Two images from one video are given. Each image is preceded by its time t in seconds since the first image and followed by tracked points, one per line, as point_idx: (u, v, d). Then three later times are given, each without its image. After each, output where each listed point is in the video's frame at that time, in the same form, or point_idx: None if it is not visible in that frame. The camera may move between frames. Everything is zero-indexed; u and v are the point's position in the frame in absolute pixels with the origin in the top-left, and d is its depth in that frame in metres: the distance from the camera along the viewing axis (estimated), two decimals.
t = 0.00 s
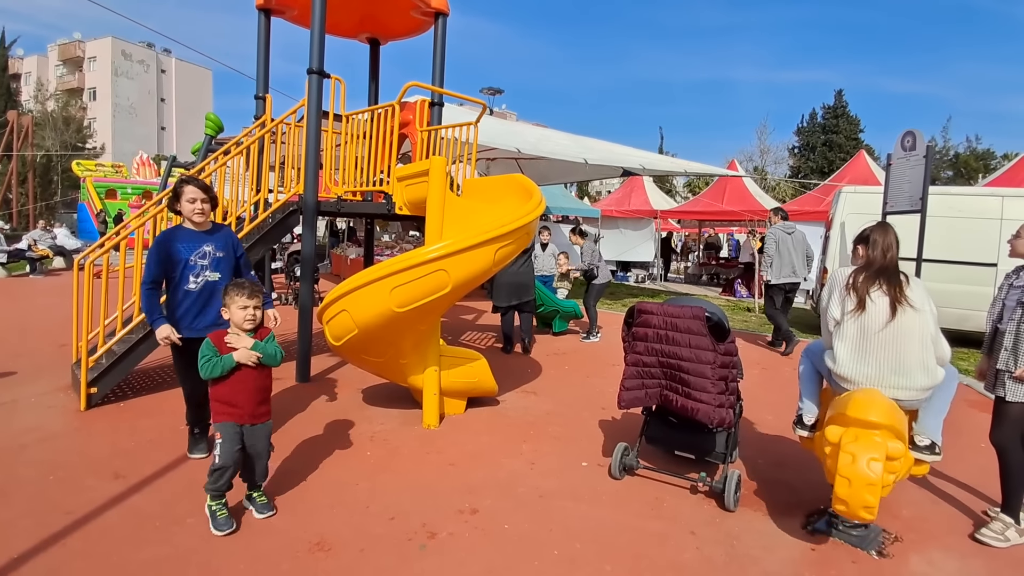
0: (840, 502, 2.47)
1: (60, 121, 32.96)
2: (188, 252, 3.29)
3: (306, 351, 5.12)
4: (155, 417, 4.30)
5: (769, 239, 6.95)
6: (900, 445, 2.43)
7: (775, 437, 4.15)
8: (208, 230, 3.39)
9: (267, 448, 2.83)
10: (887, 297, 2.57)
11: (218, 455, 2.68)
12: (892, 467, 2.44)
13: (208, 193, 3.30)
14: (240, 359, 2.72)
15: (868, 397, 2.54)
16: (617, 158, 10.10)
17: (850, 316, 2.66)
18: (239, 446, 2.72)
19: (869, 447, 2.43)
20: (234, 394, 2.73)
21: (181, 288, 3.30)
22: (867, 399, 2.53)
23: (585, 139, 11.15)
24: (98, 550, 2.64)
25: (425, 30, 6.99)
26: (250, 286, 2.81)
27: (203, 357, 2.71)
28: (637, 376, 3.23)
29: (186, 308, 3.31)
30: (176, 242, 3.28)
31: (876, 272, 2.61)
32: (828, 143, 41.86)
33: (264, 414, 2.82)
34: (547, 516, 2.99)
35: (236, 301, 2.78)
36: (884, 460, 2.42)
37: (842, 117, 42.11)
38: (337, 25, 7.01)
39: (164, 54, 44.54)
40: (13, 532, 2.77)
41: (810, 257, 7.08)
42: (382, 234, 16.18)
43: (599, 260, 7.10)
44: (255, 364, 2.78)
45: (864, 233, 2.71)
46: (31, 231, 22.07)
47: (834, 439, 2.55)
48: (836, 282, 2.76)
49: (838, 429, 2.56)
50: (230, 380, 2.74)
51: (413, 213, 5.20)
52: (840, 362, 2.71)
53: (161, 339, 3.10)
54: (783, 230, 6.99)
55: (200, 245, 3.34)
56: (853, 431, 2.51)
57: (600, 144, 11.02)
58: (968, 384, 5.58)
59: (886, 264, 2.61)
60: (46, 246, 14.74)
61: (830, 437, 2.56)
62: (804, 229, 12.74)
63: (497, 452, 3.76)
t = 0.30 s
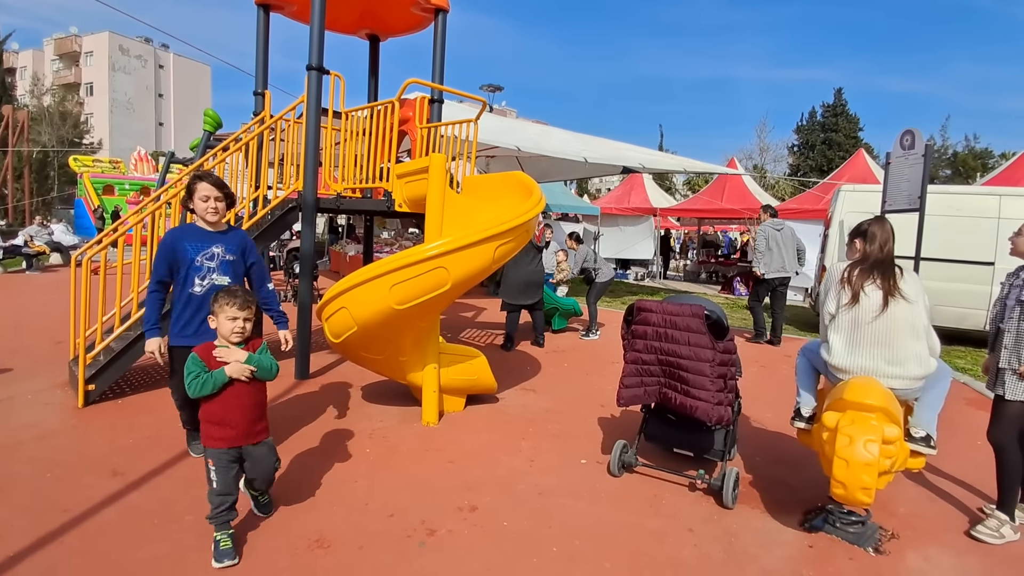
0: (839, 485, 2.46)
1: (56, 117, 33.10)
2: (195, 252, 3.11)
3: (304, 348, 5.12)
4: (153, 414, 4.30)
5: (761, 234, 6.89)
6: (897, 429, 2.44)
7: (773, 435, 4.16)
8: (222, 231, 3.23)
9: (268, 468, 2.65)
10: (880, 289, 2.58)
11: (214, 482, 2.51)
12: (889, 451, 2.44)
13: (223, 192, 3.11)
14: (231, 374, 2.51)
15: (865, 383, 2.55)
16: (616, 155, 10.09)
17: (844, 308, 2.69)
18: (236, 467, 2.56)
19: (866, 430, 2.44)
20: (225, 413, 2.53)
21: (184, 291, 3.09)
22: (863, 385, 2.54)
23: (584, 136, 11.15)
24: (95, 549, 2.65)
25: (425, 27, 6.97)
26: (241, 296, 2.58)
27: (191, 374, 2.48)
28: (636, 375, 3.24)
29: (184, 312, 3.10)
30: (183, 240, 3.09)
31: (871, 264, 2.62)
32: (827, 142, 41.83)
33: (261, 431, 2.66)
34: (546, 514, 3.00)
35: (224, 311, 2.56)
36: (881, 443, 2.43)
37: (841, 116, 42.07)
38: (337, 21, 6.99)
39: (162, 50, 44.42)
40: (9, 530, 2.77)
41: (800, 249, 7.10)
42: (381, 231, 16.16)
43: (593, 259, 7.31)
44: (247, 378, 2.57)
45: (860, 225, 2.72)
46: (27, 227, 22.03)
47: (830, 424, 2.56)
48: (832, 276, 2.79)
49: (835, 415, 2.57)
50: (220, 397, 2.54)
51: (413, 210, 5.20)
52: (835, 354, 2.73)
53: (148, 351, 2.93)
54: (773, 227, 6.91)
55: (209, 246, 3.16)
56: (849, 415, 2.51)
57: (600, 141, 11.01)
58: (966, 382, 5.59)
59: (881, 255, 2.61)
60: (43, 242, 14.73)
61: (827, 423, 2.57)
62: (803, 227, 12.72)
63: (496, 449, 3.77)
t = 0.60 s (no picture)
0: (836, 512, 2.49)
1: (54, 111, 33.11)
2: (197, 248, 2.90)
3: (308, 344, 5.15)
4: (154, 410, 4.33)
5: (747, 235, 6.90)
6: (894, 452, 2.45)
7: (775, 431, 4.18)
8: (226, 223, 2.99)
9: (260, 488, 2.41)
10: (875, 303, 2.56)
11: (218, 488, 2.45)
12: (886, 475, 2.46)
13: (225, 184, 2.86)
14: (226, 385, 2.36)
15: (861, 404, 2.54)
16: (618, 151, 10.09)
17: (839, 322, 2.67)
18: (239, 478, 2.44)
19: (863, 457, 2.44)
20: (223, 423, 2.40)
21: (189, 289, 2.90)
22: (860, 407, 2.53)
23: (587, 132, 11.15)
24: (97, 544, 2.67)
25: (428, 22, 6.98)
26: (243, 299, 2.38)
27: (191, 380, 2.39)
28: (639, 369, 3.25)
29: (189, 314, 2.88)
30: (185, 236, 2.89)
31: (866, 276, 2.58)
32: (829, 138, 41.68)
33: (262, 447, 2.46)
34: (547, 508, 3.02)
35: (225, 315, 2.37)
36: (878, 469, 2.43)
37: (843, 113, 41.92)
38: (339, 16, 7.00)
39: (164, 45, 44.40)
40: (11, 525, 2.80)
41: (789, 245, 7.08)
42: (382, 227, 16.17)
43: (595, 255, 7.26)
44: (245, 390, 2.40)
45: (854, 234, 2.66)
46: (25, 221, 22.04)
47: (828, 448, 2.58)
48: (826, 286, 2.76)
49: (832, 438, 2.58)
50: (218, 406, 2.42)
51: (416, 205, 5.21)
52: (832, 368, 2.72)
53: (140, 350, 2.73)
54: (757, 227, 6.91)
55: (212, 240, 2.94)
56: (846, 440, 2.53)
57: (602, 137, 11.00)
58: (967, 378, 5.60)
59: (875, 265, 2.57)
60: (41, 237, 14.74)
61: (824, 446, 2.59)
62: (805, 224, 12.70)
63: (499, 444, 3.79)
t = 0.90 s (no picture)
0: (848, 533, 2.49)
1: (69, 105, 33.56)
2: (199, 246, 2.42)
3: (323, 336, 5.20)
4: (170, 401, 4.39)
5: (743, 229, 6.86)
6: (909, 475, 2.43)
7: (789, 426, 4.16)
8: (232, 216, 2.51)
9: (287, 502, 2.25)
10: (887, 321, 2.51)
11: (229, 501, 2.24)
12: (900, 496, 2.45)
13: (229, 170, 2.40)
14: (256, 389, 2.16)
15: (874, 427, 2.50)
16: (631, 146, 10.03)
17: (852, 339, 2.63)
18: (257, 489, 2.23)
19: (876, 483, 2.42)
20: (249, 428, 2.21)
21: (191, 293, 2.42)
22: (872, 430, 2.49)
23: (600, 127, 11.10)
24: (117, 533, 2.73)
25: (442, 16, 6.98)
26: (280, 297, 2.19)
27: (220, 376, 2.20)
28: (654, 363, 3.25)
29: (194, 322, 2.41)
30: (184, 232, 2.40)
31: (879, 293, 2.54)
32: (845, 133, 41.15)
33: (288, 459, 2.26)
34: (560, 501, 3.04)
35: (262, 312, 2.19)
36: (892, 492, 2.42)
37: (859, 107, 41.36)
38: (353, 10, 7.02)
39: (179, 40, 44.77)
40: (32, 514, 2.86)
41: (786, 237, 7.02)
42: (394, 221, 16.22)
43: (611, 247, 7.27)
44: (276, 396, 2.19)
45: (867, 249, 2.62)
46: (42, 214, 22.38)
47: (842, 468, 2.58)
48: (838, 301, 2.72)
49: (847, 458, 2.57)
50: (244, 408, 2.22)
51: (430, 198, 5.23)
52: (846, 386, 2.69)
53: (162, 369, 2.38)
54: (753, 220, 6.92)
55: (215, 236, 2.45)
56: (860, 463, 2.50)
57: (615, 132, 10.94)
58: (984, 375, 5.54)
59: (888, 281, 2.52)
60: (56, 230, 14.97)
61: (839, 466, 2.58)
62: (820, 219, 12.55)
63: (513, 437, 3.82)
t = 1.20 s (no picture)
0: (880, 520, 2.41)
1: (111, 90, 34.41)
2: (223, 227, 2.44)
3: (350, 322, 5.25)
4: (202, 379, 4.49)
5: (767, 225, 6.72)
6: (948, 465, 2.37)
7: (819, 428, 4.07)
8: (258, 197, 2.51)
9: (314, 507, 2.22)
10: (938, 308, 2.43)
11: (259, 519, 2.13)
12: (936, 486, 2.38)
13: (253, 145, 2.42)
14: (282, 394, 2.10)
15: (915, 413, 2.43)
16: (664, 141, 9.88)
17: (898, 326, 2.54)
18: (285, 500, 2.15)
19: (915, 468, 2.36)
20: (274, 436, 2.13)
21: (211, 276, 2.45)
22: (914, 416, 2.42)
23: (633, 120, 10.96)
24: (148, 505, 2.80)
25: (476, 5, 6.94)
26: (298, 292, 2.11)
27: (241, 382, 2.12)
28: (681, 359, 3.20)
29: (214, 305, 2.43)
30: (209, 212, 2.43)
31: (930, 279, 2.45)
32: (886, 130, 39.95)
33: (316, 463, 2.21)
34: (581, 493, 3.02)
35: (280, 310, 2.11)
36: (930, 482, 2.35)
37: (902, 104, 40.09)
38: None
39: (218, 27, 45.51)
40: (70, 483, 2.96)
41: (808, 237, 6.95)
42: (423, 210, 16.28)
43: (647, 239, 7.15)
44: (302, 401, 2.13)
45: (918, 234, 2.54)
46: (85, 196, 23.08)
47: (878, 454, 2.49)
48: (884, 288, 2.62)
49: (883, 443, 2.49)
50: (267, 414, 2.14)
51: (460, 188, 5.23)
52: (888, 374, 2.59)
53: (162, 352, 2.26)
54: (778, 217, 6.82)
55: (241, 218, 2.46)
56: (898, 449, 2.43)
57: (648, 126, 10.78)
58: None
59: (939, 268, 2.44)
60: (98, 212, 15.40)
61: (874, 451, 2.50)
62: (857, 218, 12.22)
63: (536, 428, 3.81)
